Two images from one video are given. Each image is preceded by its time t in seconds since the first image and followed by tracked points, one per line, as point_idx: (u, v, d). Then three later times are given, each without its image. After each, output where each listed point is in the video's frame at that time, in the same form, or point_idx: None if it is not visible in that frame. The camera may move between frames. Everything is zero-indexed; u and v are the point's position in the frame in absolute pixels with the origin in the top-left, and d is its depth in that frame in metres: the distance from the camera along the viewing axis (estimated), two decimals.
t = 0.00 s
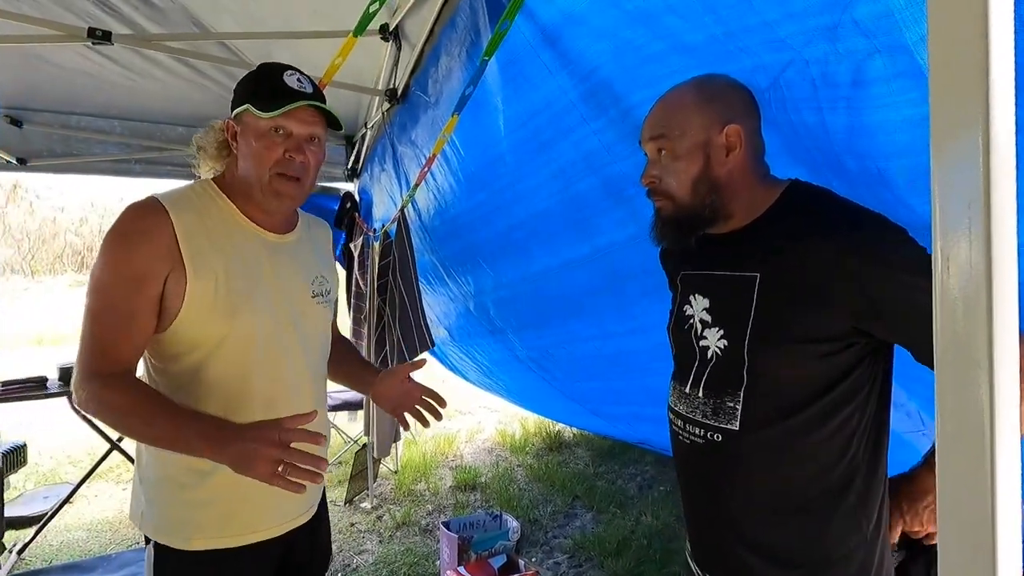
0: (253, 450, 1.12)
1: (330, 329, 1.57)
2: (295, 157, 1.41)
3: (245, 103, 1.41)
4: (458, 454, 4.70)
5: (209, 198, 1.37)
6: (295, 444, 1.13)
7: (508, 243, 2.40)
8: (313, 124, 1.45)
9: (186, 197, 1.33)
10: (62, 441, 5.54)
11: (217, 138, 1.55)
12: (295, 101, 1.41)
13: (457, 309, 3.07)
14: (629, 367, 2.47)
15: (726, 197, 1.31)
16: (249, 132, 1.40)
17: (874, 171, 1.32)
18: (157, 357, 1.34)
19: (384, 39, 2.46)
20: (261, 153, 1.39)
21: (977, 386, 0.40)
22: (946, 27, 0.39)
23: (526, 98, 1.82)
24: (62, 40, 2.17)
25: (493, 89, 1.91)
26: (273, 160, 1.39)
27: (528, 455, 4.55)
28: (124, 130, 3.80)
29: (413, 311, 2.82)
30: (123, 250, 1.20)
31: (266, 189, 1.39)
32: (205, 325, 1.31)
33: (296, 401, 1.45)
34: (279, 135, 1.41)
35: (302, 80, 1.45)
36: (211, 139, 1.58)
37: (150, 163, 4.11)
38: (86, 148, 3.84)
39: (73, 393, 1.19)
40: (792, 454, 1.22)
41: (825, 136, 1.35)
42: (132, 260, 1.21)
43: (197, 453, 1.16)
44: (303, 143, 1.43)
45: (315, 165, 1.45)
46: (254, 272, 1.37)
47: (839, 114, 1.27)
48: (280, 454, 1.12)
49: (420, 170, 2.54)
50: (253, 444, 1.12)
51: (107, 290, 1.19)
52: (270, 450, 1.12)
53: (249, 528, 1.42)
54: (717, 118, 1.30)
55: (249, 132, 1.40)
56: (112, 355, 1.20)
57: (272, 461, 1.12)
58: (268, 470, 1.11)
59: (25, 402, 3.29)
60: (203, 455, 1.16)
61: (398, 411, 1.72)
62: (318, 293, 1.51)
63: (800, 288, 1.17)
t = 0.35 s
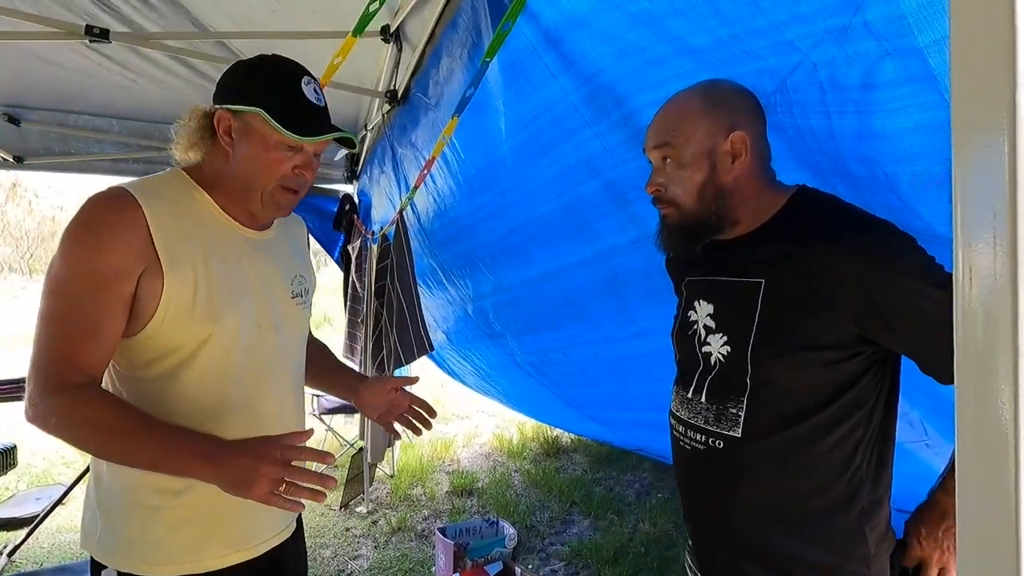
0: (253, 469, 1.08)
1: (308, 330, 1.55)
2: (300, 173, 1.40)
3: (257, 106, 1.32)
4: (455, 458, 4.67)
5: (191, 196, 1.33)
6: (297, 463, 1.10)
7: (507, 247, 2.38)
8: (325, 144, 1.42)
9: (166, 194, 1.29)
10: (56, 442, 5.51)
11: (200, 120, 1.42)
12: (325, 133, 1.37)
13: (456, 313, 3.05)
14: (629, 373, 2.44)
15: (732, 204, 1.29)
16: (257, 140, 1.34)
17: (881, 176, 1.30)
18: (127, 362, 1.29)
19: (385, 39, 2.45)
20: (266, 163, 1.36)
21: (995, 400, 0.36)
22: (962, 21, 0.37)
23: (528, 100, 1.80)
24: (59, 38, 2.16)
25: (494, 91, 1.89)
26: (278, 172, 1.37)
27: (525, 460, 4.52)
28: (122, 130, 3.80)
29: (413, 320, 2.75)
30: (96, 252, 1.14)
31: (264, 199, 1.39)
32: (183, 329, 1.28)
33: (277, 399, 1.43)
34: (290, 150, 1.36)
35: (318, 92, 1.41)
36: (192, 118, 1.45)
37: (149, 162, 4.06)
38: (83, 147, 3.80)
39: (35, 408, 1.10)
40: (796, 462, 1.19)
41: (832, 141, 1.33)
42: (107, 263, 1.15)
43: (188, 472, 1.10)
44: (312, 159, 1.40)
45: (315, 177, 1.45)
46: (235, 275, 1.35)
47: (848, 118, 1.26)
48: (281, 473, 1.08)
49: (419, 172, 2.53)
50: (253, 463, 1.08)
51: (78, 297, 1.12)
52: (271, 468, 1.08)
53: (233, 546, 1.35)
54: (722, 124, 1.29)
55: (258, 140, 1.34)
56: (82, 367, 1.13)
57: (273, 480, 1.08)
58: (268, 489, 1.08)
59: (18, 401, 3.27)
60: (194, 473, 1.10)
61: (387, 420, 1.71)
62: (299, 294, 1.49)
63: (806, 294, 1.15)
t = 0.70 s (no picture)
0: (232, 487, 1.07)
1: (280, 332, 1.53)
2: (280, 176, 1.39)
3: (240, 107, 1.29)
4: (450, 463, 4.64)
5: (156, 197, 1.29)
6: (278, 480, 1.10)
7: (499, 249, 2.36)
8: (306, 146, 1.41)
9: (128, 195, 1.25)
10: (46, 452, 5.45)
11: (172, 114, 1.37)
12: (313, 141, 1.37)
13: (448, 316, 3.03)
14: (623, 373, 2.43)
15: (726, 205, 1.28)
16: (240, 143, 1.32)
17: (874, 173, 1.30)
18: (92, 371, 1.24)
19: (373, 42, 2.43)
20: (246, 167, 1.34)
21: (997, 397, 0.34)
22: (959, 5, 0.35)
23: (517, 101, 1.79)
24: (41, 42, 2.12)
25: (484, 92, 1.87)
26: (258, 176, 1.36)
27: (520, 464, 4.50)
28: (109, 136, 3.76)
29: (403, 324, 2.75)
30: (52, 260, 1.08)
31: (242, 203, 1.38)
32: (148, 337, 1.24)
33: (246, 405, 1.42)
34: (272, 153, 1.35)
35: (300, 93, 1.41)
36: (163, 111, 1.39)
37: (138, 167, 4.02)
38: (69, 152, 3.78)
39: None
40: (790, 462, 1.19)
41: (825, 139, 1.33)
42: (64, 271, 1.09)
43: (161, 489, 1.10)
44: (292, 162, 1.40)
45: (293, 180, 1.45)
46: (200, 280, 1.32)
47: (839, 117, 1.26)
48: (263, 489, 1.08)
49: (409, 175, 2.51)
50: (232, 481, 1.07)
51: (34, 307, 1.07)
52: (251, 486, 1.08)
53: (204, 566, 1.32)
54: (712, 126, 1.27)
55: (239, 142, 1.32)
56: (40, 382, 1.08)
57: (255, 497, 1.08)
58: (249, 507, 1.07)
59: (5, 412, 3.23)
60: (171, 492, 1.10)
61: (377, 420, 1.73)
62: (270, 299, 1.49)
63: (801, 292, 1.14)
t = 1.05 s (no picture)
0: (216, 486, 1.05)
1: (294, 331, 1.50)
2: (281, 175, 1.37)
3: (239, 108, 1.28)
4: (447, 462, 4.63)
5: (164, 198, 1.29)
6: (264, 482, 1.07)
7: (497, 247, 2.35)
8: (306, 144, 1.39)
9: (128, 189, 1.25)
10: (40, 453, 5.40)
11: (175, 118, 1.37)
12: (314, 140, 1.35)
13: (445, 314, 3.01)
14: (621, 371, 2.43)
15: (723, 206, 1.27)
16: (238, 143, 1.30)
17: (876, 170, 1.29)
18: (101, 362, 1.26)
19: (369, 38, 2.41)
20: (247, 168, 1.32)
21: (1010, 396, 0.33)
22: None
23: (515, 98, 1.77)
24: (32, 38, 2.10)
25: (481, 89, 1.86)
26: (258, 175, 1.34)
27: (517, 462, 4.49)
28: (102, 133, 3.72)
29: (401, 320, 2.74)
30: (51, 253, 1.10)
31: (244, 203, 1.36)
32: (144, 330, 1.24)
33: (251, 406, 1.39)
34: (272, 153, 1.33)
35: (300, 91, 1.38)
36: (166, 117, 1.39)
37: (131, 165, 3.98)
38: (61, 151, 3.70)
39: None
40: (793, 460, 1.18)
41: (825, 139, 1.32)
42: (62, 264, 1.11)
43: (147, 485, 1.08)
44: (293, 162, 1.37)
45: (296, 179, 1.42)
46: (200, 272, 1.30)
47: (839, 117, 1.25)
48: (247, 491, 1.06)
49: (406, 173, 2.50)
50: (217, 480, 1.06)
51: (35, 299, 1.10)
52: (235, 486, 1.06)
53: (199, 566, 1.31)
54: (705, 128, 1.26)
55: (237, 142, 1.30)
56: (43, 373, 1.11)
57: (239, 498, 1.06)
58: (232, 508, 1.05)
59: None
60: (157, 489, 1.08)
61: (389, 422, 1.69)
62: (281, 296, 1.44)
63: (802, 291, 1.13)
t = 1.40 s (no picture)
0: (232, 468, 1.06)
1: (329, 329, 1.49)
2: (315, 180, 1.37)
3: (275, 114, 1.29)
4: (451, 454, 4.64)
5: (203, 199, 1.31)
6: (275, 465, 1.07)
7: (506, 241, 2.34)
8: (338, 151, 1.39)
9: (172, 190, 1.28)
10: (46, 442, 5.43)
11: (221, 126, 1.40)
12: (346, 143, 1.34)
13: (452, 307, 3.01)
14: (628, 367, 2.42)
15: (730, 203, 1.26)
16: (273, 147, 1.31)
17: (889, 167, 1.28)
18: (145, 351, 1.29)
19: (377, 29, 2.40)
20: (283, 172, 1.33)
21: None
22: None
23: (525, 90, 1.76)
24: (39, 27, 2.09)
25: (490, 82, 1.85)
26: (291, 179, 1.34)
27: (521, 455, 4.49)
28: (109, 123, 3.74)
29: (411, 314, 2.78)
30: (103, 248, 1.15)
31: (278, 205, 1.36)
32: (182, 323, 1.25)
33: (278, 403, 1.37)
34: (306, 158, 1.33)
35: (333, 100, 1.39)
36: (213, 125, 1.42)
37: (136, 157, 3.99)
38: (67, 141, 3.70)
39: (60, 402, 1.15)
40: (806, 455, 1.17)
41: (837, 137, 1.31)
42: (115, 257, 1.16)
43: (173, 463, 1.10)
44: (326, 166, 1.37)
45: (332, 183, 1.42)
46: (234, 268, 1.30)
47: (852, 116, 1.24)
48: (259, 474, 1.06)
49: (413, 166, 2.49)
50: (231, 461, 1.06)
51: (90, 293, 1.15)
52: (248, 469, 1.05)
53: (236, 538, 1.33)
54: (711, 124, 1.25)
55: (274, 147, 1.31)
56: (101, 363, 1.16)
57: (250, 480, 1.05)
58: (246, 490, 1.05)
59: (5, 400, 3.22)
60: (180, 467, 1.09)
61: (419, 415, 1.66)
62: (314, 294, 1.43)
63: (812, 285, 1.12)
